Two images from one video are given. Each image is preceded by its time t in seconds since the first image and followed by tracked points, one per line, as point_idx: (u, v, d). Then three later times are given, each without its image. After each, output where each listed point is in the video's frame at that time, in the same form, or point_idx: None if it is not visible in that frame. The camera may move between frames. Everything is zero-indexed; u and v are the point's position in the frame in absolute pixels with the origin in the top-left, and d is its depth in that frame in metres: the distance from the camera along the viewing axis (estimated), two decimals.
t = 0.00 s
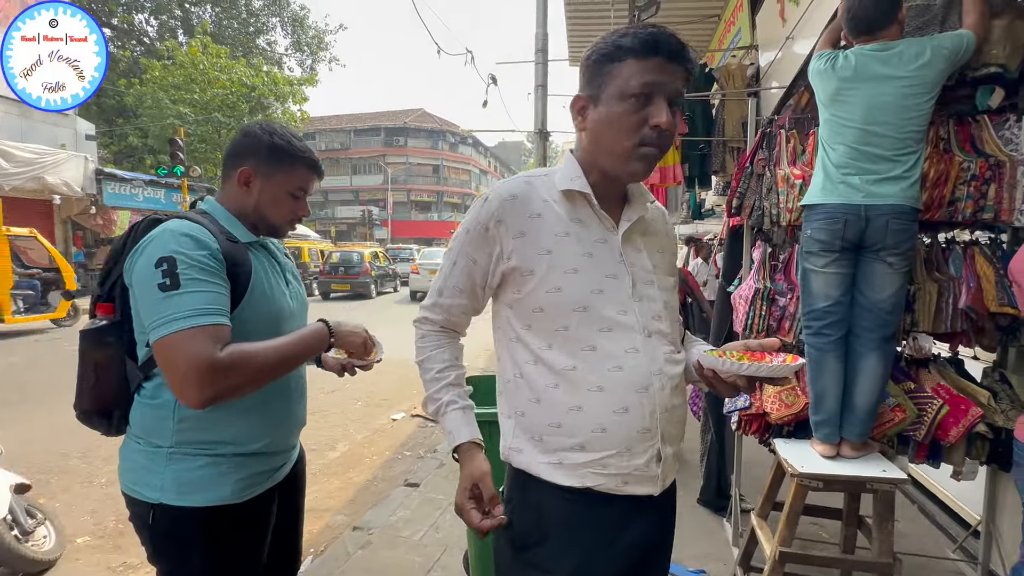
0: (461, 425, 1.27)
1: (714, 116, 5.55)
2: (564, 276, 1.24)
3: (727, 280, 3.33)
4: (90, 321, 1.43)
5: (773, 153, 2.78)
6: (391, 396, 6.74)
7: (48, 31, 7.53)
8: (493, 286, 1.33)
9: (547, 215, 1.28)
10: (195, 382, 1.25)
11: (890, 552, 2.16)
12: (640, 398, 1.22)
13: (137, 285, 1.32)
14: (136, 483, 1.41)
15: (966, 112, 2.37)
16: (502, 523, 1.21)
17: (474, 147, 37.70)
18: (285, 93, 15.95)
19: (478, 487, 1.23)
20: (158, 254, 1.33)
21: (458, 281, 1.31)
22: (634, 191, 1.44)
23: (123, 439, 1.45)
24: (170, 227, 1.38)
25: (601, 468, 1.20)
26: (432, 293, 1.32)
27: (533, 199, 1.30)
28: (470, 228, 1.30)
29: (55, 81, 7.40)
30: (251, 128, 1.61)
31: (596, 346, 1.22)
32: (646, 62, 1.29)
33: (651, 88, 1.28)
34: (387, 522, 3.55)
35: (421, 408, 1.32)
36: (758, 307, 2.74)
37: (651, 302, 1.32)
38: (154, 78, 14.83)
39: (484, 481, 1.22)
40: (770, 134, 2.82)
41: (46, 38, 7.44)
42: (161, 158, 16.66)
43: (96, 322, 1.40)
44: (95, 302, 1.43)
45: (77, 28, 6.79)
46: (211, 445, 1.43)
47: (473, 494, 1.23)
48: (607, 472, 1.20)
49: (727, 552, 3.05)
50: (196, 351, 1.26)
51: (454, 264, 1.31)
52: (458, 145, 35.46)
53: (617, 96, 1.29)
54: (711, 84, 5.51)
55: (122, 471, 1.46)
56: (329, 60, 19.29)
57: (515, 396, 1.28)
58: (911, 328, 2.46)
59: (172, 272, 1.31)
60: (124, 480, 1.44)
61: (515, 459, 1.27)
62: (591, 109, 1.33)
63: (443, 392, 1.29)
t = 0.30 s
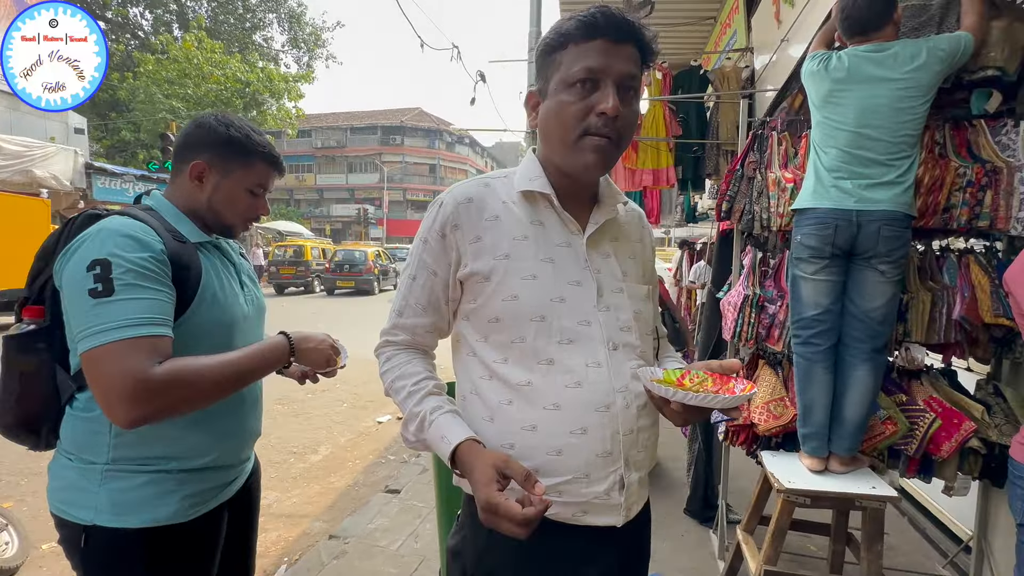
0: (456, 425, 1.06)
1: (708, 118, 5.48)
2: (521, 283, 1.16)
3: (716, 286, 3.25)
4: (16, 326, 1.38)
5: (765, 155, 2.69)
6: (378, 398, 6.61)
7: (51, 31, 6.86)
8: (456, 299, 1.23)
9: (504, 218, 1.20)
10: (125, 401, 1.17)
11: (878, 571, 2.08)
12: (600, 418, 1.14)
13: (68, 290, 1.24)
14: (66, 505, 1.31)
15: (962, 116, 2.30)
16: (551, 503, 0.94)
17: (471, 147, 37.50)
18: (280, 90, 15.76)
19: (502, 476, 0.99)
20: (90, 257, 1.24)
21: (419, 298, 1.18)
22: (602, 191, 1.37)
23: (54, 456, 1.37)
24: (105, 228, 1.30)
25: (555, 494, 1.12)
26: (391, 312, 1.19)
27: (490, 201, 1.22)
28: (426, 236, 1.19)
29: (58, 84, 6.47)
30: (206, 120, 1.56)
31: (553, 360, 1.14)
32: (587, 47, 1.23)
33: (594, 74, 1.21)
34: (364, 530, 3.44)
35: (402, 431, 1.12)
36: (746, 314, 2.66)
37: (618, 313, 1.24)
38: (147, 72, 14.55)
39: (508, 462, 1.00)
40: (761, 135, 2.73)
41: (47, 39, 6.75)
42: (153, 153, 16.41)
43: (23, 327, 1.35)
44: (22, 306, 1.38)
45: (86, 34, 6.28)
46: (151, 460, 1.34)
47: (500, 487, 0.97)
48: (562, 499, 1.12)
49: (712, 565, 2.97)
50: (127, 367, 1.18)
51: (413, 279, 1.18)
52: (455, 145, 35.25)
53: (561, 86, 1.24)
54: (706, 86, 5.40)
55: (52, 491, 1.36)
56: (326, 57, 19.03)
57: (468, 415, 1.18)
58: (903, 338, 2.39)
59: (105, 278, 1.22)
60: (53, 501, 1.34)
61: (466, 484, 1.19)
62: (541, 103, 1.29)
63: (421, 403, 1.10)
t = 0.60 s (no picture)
0: (441, 418, 1.00)
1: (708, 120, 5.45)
2: (496, 285, 1.12)
3: (714, 289, 3.20)
4: None
5: (765, 156, 2.63)
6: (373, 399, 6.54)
7: (52, 31, 6.48)
8: (430, 304, 1.18)
9: (478, 216, 1.17)
10: (109, 396, 1.11)
11: None
12: (579, 430, 1.11)
13: (36, 286, 1.17)
14: (30, 514, 1.25)
15: (967, 118, 2.25)
16: (568, 467, 0.86)
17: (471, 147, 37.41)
18: (279, 88, 15.73)
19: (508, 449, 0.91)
20: (60, 250, 1.18)
21: (391, 304, 1.13)
22: (584, 185, 1.34)
23: (18, 462, 1.31)
24: (74, 221, 1.24)
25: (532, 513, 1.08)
26: (362, 320, 1.14)
27: (463, 199, 1.18)
28: (397, 238, 1.16)
29: (58, 84, 6.31)
30: (184, 110, 1.52)
31: (530, 367, 1.10)
32: (554, 29, 1.20)
33: (565, 55, 1.18)
34: (354, 534, 3.38)
35: (384, 437, 1.05)
36: (745, 317, 2.60)
37: (601, 317, 1.21)
38: (145, 68, 14.44)
39: (511, 433, 0.92)
40: (761, 135, 2.67)
41: (47, 38, 6.43)
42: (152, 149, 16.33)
43: None
44: None
45: (86, 33, 6.23)
46: (121, 467, 1.28)
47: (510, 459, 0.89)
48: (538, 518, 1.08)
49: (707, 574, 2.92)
50: (112, 360, 1.11)
51: (384, 285, 1.14)
52: (455, 145, 35.14)
53: (532, 70, 1.20)
54: (705, 87, 5.34)
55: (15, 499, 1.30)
56: (327, 56, 18.95)
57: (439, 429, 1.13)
58: (904, 344, 2.35)
59: (78, 270, 1.16)
60: (17, 509, 1.28)
61: (436, 502, 1.17)
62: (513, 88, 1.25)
63: (404, 400, 1.05)
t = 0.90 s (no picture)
0: (416, 444, 0.95)
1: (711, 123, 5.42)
2: (476, 295, 1.08)
3: (719, 295, 3.15)
4: None
5: (774, 159, 2.59)
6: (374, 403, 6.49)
7: (52, 32, 6.47)
8: (407, 317, 1.14)
9: (457, 220, 1.13)
10: (91, 408, 1.06)
11: None
12: (568, 452, 1.07)
13: (21, 292, 1.13)
14: (16, 527, 1.21)
15: (980, 121, 2.17)
16: (546, 505, 0.80)
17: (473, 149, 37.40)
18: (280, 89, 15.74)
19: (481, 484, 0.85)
20: (46, 254, 1.14)
21: (365, 317, 1.09)
22: (573, 183, 1.28)
23: (3, 473, 1.27)
24: (61, 224, 1.19)
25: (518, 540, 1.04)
26: (334, 335, 1.10)
27: (439, 202, 1.14)
28: (369, 247, 1.11)
29: (58, 84, 6.33)
30: (181, 108, 1.49)
31: (516, 384, 1.06)
32: (531, 15, 1.13)
33: (547, 43, 1.12)
34: (353, 541, 3.33)
35: (356, 462, 1.01)
36: (753, 324, 2.54)
37: (593, 327, 1.17)
38: (147, 69, 14.41)
39: (484, 467, 0.87)
40: (769, 139, 2.63)
41: (47, 38, 6.40)
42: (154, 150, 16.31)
43: None
44: None
45: (86, 33, 6.14)
46: (112, 478, 1.23)
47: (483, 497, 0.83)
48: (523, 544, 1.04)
49: None
50: (96, 371, 1.07)
51: (356, 297, 1.10)
52: (457, 146, 35.12)
53: (511, 62, 1.14)
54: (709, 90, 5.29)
55: None
56: (328, 57, 18.93)
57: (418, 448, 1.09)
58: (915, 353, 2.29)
59: (64, 276, 1.11)
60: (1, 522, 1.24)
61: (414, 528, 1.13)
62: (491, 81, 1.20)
63: (373, 424, 1.00)
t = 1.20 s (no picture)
0: (375, 474, 0.93)
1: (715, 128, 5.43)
2: (461, 309, 1.06)
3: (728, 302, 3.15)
4: None
5: (785, 164, 2.58)
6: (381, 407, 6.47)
7: (52, 31, 6.49)
8: (386, 332, 1.12)
9: (439, 229, 1.11)
10: (99, 421, 1.06)
11: None
12: (563, 474, 1.06)
13: (33, 300, 1.12)
14: (30, 535, 1.20)
15: (993, 125, 2.15)
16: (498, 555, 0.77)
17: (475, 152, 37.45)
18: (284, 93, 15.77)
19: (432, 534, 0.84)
20: (59, 262, 1.13)
21: (338, 332, 1.08)
22: (561, 190, 1.28)
23: (17, 481, 1.26)
24: (77, 230, 1.19)
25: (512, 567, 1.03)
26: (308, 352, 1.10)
27: (416, 210, 1.12)
28: (344, 259, 1.11)
29: (58, 84, 6.31)
30: (195, 112, 1.49)
31: (505, 404, 1.05)
32: (523, 17, 1.11)
33: (541, 49, 1.10)
34: (359, 547, 3.32)
35: (320, 490, 1.00)
36: (763, 329, 2.52)
37: (585, 342, 1.16)
38: (152, 73, 14.46)
39: (436, 508, 0.86)
40: (780, 144, 2.62)
41: (47, 38, 6.43)
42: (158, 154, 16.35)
43: None
44: None
45: (85, 32, 6.12)
46: (127, 486, 1.23)
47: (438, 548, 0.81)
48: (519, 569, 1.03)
49: None
50: (103, 384, 1.06)
51: (330, 310, 1.09)
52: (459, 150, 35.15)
53: (498, 65, 1.12)
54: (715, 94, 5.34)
55: (14, 518, 1.25)
56: (332, 61, 18.97)
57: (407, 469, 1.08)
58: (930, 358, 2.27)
59: (75, 286, 1.11)
60: (16, 529, 1.23)
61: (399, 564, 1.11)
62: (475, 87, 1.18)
63: (335, 451, 0.98)
